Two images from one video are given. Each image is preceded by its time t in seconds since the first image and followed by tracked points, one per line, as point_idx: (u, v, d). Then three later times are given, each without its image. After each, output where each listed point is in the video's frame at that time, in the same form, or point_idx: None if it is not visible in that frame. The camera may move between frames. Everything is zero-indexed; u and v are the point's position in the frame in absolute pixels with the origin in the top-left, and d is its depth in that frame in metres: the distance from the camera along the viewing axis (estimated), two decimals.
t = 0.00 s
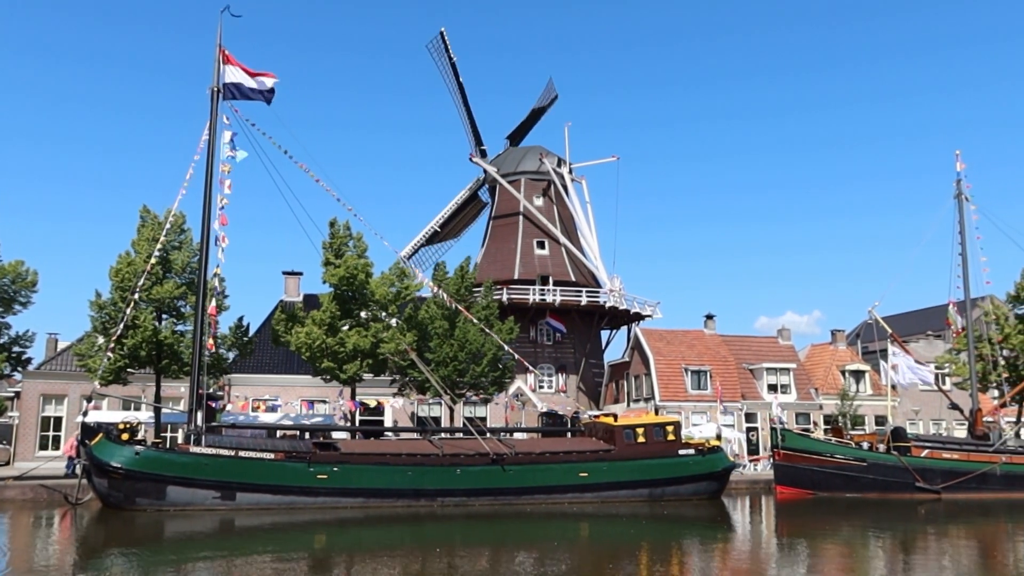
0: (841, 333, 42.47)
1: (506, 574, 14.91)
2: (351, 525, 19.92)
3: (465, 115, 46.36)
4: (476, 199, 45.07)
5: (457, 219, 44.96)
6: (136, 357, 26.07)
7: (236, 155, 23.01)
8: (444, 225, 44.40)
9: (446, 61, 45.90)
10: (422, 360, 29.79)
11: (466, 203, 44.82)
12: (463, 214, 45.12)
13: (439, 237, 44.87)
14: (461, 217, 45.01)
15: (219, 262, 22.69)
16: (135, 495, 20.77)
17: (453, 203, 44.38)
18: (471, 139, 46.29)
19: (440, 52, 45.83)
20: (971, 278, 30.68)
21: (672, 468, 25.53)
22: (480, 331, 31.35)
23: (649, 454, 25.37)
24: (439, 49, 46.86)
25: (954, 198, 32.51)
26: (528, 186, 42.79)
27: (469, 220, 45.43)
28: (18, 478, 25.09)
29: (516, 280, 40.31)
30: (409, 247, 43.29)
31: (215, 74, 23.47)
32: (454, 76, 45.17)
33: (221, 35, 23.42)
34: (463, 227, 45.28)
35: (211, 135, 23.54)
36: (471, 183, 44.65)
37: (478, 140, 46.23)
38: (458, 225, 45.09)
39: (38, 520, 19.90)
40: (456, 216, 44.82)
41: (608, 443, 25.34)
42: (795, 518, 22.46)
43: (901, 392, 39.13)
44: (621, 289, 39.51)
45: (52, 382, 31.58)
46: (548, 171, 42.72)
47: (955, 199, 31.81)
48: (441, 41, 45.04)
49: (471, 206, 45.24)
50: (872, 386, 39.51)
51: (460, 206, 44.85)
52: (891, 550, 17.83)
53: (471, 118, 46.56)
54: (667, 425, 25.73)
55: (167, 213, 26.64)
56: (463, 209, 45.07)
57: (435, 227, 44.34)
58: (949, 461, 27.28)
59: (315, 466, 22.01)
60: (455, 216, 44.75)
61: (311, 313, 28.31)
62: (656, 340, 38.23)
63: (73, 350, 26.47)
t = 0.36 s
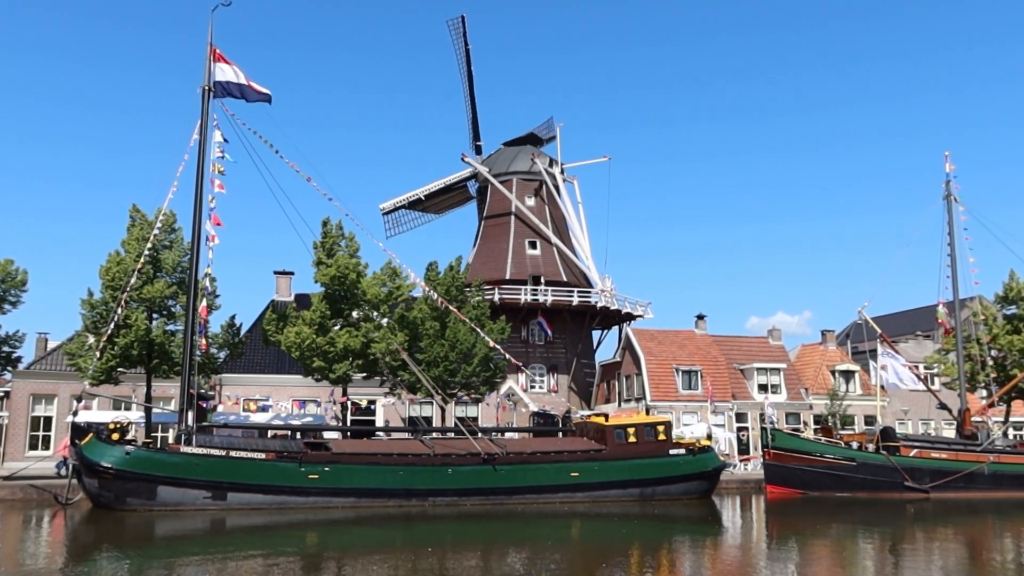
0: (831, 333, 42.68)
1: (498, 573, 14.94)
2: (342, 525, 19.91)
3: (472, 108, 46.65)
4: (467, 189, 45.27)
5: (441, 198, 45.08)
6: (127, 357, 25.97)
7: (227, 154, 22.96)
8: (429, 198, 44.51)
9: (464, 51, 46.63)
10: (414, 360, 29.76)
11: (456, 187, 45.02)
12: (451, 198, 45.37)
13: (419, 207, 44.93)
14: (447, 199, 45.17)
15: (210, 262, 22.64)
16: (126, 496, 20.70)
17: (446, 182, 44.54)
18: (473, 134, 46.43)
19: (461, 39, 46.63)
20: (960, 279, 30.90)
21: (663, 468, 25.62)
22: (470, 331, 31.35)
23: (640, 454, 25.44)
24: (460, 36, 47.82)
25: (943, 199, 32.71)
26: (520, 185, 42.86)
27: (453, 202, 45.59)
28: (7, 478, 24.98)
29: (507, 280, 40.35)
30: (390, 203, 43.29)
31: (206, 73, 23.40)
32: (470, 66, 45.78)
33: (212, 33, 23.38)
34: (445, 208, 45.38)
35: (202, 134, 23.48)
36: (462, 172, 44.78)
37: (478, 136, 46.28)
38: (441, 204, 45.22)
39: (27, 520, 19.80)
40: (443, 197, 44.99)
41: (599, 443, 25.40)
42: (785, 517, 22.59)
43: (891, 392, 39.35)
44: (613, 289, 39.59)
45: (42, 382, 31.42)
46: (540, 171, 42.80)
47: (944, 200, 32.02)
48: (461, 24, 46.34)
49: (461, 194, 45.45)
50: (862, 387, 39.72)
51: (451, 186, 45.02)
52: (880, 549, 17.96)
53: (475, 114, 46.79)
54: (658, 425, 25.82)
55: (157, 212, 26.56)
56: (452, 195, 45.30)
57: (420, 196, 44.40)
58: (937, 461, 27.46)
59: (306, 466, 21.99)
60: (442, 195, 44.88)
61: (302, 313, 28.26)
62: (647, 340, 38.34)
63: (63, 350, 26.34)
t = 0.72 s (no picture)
0: (819, 333, 42.92)
1: (487, 573, 14.96)
2: (332, 525, 19.91)
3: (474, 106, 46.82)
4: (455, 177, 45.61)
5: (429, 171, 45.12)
6: (116, 356, 25.86)
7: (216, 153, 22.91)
8: (420, 165, 44.42)
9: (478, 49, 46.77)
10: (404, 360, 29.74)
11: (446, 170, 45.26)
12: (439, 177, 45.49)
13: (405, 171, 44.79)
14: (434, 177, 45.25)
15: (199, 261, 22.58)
16: (114, 496, 20.63)
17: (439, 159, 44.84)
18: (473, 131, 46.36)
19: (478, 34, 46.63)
20: (946, 279, 31.14)
21: (653, 468, 25.71)
22: (461, 331, 31.35)
23: (630, 453, 25.53)
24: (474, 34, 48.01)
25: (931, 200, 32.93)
26: (510, 186, 42.90)
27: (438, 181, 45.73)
28: None
29: (497, 280, 40.38)
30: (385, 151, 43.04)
31: (196, 71, 23.35)
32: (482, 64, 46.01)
33: (200, 31, 23.31)
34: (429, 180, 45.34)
35: (191, 133, 23.42)
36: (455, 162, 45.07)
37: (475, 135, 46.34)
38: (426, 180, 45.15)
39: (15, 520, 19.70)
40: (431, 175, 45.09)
41: (589, 443, 25.47)
42: (774, 517, 22.72)
43: (878, 392, 39.61)
44: (603, 290, 39.68)
45: (30, 382, 31.26)
46: (530, 171, 42.88)
47: (931, 201, 32.26)
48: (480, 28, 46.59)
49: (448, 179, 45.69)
50: (850, 386, 39.97)
51: (443, 164, 45.19)
52: (868, 547, 18.10)
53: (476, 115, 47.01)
54: (648, 425, 25.92)
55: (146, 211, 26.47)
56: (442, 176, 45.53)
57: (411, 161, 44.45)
58: (924, 460, 27.67)
59: (296, 465, 21.96)
60: (432, 168, 44.92)
61: (292, 313, 28.21)
62: (637, 340, 38.46)
63: (52, 349, 26.22)
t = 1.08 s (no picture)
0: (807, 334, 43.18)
1: (477, 573, 15.03)
2: (322, 525, 19.95)
3: (475, 112, 46.95)
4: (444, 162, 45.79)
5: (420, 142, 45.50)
6: (103, 356, 25.78)
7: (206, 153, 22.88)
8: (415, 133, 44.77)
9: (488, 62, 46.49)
10: (393, 360, 29.77)
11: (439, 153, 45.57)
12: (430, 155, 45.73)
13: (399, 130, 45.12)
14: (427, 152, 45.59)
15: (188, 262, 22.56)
16: (101, 497, 20.58)
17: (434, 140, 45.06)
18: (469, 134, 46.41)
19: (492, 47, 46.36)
20: (932, 280, 31.41)
21: (642, 467, 25.83)
22: (451, 331, 31.41)
23: (619, 453, 25.65)
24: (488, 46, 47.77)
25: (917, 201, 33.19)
26: (501, 186, 42.97)
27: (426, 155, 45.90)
28: None
29: (487, 280, 40.46)
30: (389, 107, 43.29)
31: (185, 70, 23.32)
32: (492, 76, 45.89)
33: (190, 30, 23.31)
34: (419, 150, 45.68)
35: (179, 132, 23.38)
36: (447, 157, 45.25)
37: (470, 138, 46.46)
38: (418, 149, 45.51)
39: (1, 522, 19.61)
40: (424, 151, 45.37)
41: (579, 443, 25.56)
42: (761, 515, 22.88)
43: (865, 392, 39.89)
44: (592, 290, 39.79)
45: (16, 382, 31.13)
46: (521, 172, 42.97)
47: (917, 203, 32.54)
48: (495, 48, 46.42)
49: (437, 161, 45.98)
50: (837, 386, 40.23)
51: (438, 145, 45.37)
52: (854, 546, 18.27)
53: (475, 121, 47.15)
54: (637, 425, 26.04)
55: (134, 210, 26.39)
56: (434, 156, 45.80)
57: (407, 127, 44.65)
58: (910, 459, 27.91)
59: (285, 466, 21.96)
60: (426, 143, 45.33)
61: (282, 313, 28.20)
62: (626, 340, 38.60)
63: (38, 349, 26.13)
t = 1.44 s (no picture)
0: (794, 334, 43.45)
1: (466, 573, 15.11)
2: (311, 526, 19.97)
3: (477, 118, 46.85)
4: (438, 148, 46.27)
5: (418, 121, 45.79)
6: (89, 357, 25.71)
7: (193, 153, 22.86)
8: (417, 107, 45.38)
9: (494, 84, 46.37)
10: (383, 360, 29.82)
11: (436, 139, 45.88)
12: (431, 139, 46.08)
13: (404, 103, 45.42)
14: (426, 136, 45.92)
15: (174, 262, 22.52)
16: (87, 498, 20.53)
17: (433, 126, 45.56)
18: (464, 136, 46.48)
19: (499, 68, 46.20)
20: (916, 281, 31.69)
21: (631, 467, 25.94)
22: (440, 331, 31.47)
23: (608, 453, 25.76)
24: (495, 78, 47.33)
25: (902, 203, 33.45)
26: (490, 186, 43.04)
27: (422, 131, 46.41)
28: None
29: (477, 280, 40.53)
30: (398, 73, 43.63)
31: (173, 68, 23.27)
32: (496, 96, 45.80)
33: (177, 28, 23.29)
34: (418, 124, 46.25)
35: (167, 130, 23.34)
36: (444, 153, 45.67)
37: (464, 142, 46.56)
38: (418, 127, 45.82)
39: None
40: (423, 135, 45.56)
41: (568, 443, 25.66)
42: (749, 514, 23.03)
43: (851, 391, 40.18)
44: (582, 291, 39.89)
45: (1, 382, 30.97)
46: (510, 172, 43.04)
47: (902, 205, 32.78)
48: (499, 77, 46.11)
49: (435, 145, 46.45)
50: (824, 386, 40.48)
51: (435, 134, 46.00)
52: (841, 544, 18.43)
53: (475, 127, 47.20)
54: (626, 425, 26.16)
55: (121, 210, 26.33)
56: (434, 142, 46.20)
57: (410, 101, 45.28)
58: (896, 458, 28.15)
59: (273, 466, 21.97)
60: (426, 124, 45.64)
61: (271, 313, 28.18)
62: (616, 340, 38.74)
63: (23, 349, 26.02)
